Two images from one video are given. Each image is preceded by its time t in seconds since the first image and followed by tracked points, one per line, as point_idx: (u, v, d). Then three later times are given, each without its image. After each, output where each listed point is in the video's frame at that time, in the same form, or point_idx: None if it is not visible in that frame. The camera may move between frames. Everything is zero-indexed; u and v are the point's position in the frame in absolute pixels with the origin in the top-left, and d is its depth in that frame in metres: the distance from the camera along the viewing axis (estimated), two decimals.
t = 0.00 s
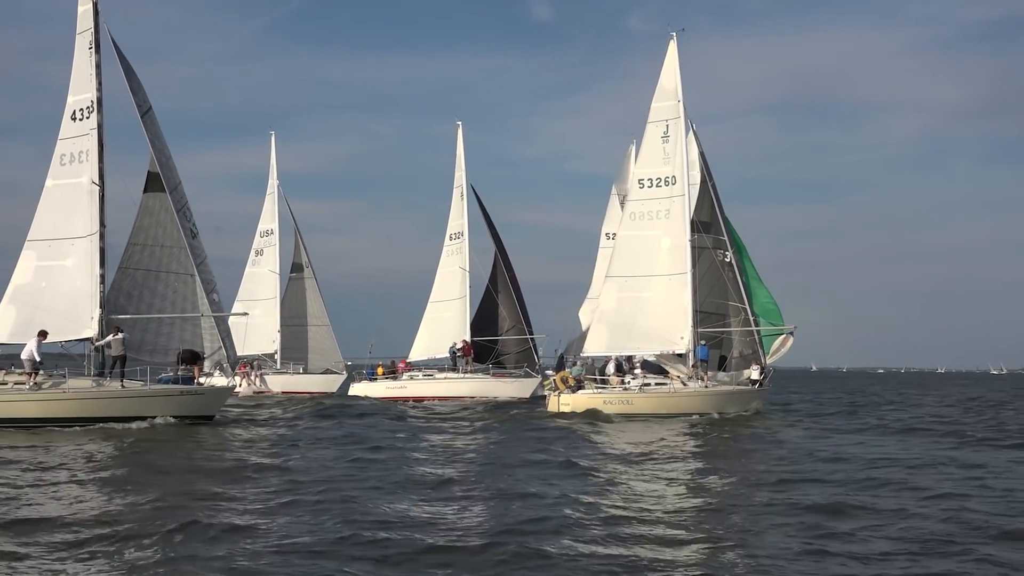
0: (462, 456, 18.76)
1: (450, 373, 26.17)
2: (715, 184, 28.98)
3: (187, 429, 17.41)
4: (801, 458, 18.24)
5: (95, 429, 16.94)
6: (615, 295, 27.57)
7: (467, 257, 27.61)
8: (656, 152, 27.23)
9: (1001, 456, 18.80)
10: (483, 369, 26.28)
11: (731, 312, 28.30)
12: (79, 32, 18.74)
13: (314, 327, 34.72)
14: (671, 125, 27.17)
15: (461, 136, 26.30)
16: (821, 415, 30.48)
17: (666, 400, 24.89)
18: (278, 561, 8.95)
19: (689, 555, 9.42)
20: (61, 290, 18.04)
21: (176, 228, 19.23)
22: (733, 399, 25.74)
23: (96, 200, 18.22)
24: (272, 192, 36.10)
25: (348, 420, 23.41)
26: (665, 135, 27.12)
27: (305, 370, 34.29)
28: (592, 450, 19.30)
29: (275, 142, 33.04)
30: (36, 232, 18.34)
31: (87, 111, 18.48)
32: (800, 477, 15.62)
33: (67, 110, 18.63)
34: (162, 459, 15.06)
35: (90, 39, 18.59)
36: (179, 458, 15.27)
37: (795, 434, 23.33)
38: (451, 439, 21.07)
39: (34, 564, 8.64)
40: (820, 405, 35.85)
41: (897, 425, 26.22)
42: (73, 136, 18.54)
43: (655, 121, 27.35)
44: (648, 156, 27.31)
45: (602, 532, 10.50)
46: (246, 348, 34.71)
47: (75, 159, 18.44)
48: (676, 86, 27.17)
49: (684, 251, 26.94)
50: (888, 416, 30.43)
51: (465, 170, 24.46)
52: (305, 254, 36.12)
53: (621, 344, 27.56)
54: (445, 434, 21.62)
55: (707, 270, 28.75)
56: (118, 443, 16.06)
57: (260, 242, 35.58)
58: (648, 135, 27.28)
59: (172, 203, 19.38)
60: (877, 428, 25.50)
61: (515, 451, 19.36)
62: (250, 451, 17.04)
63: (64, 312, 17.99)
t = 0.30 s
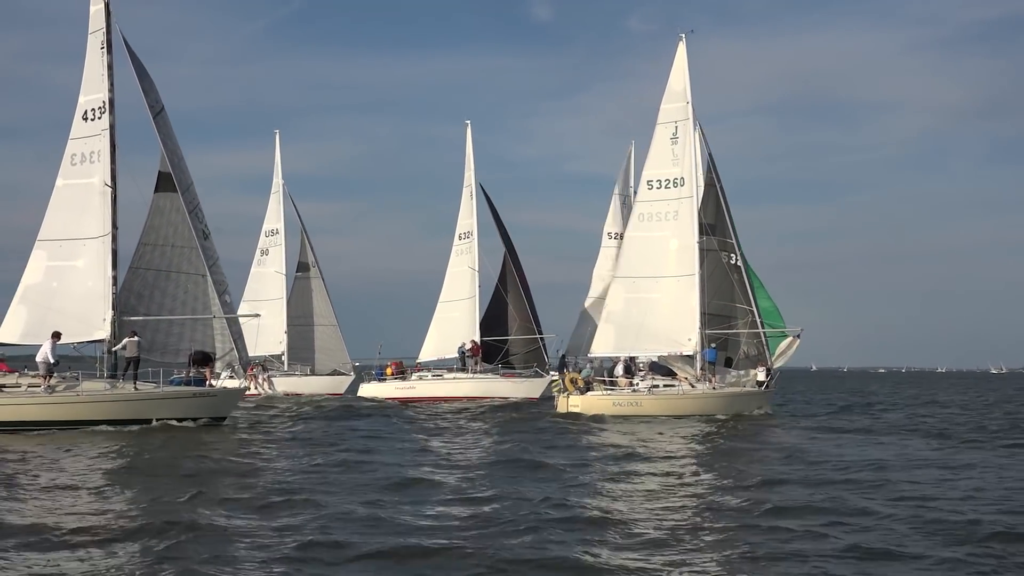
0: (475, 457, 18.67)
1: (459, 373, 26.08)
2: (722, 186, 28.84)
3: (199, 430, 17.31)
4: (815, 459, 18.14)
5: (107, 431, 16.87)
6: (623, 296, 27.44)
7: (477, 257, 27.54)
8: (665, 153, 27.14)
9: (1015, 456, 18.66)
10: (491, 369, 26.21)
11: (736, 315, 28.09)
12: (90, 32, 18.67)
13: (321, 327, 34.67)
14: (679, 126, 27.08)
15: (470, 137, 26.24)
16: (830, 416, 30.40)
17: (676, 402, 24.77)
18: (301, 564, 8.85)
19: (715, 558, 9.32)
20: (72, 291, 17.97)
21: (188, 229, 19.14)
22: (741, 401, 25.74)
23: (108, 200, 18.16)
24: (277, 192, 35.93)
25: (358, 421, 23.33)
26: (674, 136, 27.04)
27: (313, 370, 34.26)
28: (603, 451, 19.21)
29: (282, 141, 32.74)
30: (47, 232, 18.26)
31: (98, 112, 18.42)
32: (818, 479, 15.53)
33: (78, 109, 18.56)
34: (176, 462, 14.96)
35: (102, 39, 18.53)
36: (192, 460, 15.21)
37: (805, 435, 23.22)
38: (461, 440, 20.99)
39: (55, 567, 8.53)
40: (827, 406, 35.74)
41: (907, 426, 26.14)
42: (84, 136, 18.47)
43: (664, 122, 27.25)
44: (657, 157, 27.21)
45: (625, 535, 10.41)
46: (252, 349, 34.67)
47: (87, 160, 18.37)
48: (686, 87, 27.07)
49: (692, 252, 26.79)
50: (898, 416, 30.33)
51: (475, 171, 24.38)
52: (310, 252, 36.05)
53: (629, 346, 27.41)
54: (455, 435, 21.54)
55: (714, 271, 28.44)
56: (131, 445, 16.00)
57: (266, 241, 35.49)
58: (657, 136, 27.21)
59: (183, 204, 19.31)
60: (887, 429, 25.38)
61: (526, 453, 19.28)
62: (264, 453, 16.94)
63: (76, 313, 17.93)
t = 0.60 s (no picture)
0: (489, 458, 18.69)
1: (471, 375, 26.10)
2: (731, 189, 28.75)
3: (215, 430, 17.36)
4: (828, 464, 18.08)
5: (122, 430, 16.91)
6: (632, 299, 27.37)
7: (491, 258, 27.56)
8: (674, 156, 27.12)
9: None
10: (503, 372, 26.23)
11: (744, 321, 27.76)
12: (107, 30, 18.75)
13: (331, 327, 34.70)
14: (689, 129, 27.04)
15: (484, 138, 26.28)
16: (841, 420, 30.35)
17: (685, 406, 24.56)
18: (324, 566, 8.88)
19: (736, 561, 9.35)
20: (88, 290, 18.03)
21: (203, 227, 19.24)
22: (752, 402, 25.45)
23: (124, 199, 18.22)
24: (287, 191, 35.94)
25: (368, 422, 23.33)
26: (683, 138, 27.02)
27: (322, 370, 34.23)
28: (615, 453, 19.19)
29: (290, 139, 32.76)
30: (62, 230, 18.30)
31: (115, 110, 18.49)
32: (833, 482, 15.53)
33: (94, 107, 18.63)
34: (193, 462, 15.00)
35: (119, 38, 18.61)
36: (206, 461, 15.23)
37: (816, 438, 23.16)
38: (472, 441, 20.98)
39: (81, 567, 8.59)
40: (837, 410, 35.66)
41: (919, 430, 26.09)
42: (100, 134, 18.54)
43: (674, 125, 27.22)
44: (666, 160, 27.18)
45: (646, 538, 10.43)
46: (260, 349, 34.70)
47: (102, 158, 18.44)
48: (695, 90, 27.04)
49: (701, 254, 26.71)
50: (908, 420, 30.27)
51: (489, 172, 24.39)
52: (319, 251, 36.09)
53: (637, 348, 27.32)
54: (465, 437, 21.54)
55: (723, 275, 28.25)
56: (144, 445, 16.02)
57: (275, 240, 35.48)
58: (667, 139, 27.18)
59: (198, 202, 19.40)
60: (898, 432, 25.30)
61: (538, 454, 19.26)
62: (279, 454, 16.98)
63: (91, 312, 17.99)
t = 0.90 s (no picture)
0: (509, 468, 18.60)
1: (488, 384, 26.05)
2: (744, 196, 28.42)
3: (234, 440, 17.36)
4: (851, 473, 17.91)
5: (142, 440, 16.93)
6: (645, 306, 27.14)
7: (508, 267, 27.52)
8: (686, 163, 26.95)
9: None
10: (521, 381, 26.16)
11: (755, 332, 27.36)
12: (125, 40, 18.82)
13: (344, 335, 34.69)
14: (700, 135, 26.85)
15: (500, 146, 26.29)
16: (860, 428, 30.07)
17: (703, 414, 23.87)
18: None
19: (764, 570, 9.27)
20: (106, 300, 18.07)
21: (223, 236, 19.36)
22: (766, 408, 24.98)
23: (142, 209, 18.24)
24: (300, 198, 35.96)
25: (386, 431, 23.29)
26: (694, 145, 26.85)
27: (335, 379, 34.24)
28: (636, 463, 19.08)
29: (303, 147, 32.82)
30: (81, 240, 18.35)
31: (133, 119, 18.55)
32: (857, 491, 15.40)
33: (112, 117, 18.69)
34: (214, 472, 15.01)
35: (137, 47, 18.67)
36: (227, 471, 15.22)
37: (836, 447, 22.97)
38: (490, 450, 20.90)
39: None
40: (856, 417, 35.30)
41: (940, 438, 25.82)
42: (118, 143, 18.60)
43: (684, 132, 27.09)
44: (677, 167, 27.00)
45: (671, 547, 10.35)
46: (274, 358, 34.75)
47: (121, 167, 18.50)
48: (706, 96, 26.87)
49: (713, 261, 26.41)
50: (929, 427, 29.96)
51: (504, 179, 24.32)
52: (333, 259, 36.13)
53: (651, 355, 27.03)
54: (484, 446, 21.46)
55: (736, 282, 27.89)
56: (165, 455, 16.02)
57: (288, 248, 35.56)
58: (677, 146, 27.03)
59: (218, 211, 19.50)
60: (920, 440, 25.05)
61: (558, 463, 19.16)
62: (300, 464, 16.96)
63: (110, 321, 18.04)
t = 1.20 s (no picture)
0: (524, 470, 18.56)
1: (503, 387, 26.04)
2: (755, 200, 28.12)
3: (250, 444, 17.36)
4: (868, 476, 17.78)
5: (156, 443, 16.94)
6: (655, 308, 26.83)
7: (520, 269, 27.57)
8: (694, 165, 26.52)
9: None
10: (535, 386, 26.12)
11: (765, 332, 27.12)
12: (139, 43, 18.88)
13: (355, 338, 34.68)
14: (710, 138, 26.39)
15: (512, 149, 26.23)
16: (873, 431, 29.92)
17: (715, 415, 23.64)
18: None
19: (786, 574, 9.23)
20: (121, 303, 18.10)
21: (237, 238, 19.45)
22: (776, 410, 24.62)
23: (157, 213, 18.28)
24: (310, 201, 35.98)
25: (399, 434, 23.24)
26: (703, 148, 26.42)
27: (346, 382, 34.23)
28: (651, 465, 18.99)
29: (314, 150, 32.87)
30: (95, 243, 18.40)
31: (147, 123, 18.59)
32: (875, 494, 15.33)
33: (126, 120, 18.73)
34: (231, 475, 15.03)
35: (151, 50, 18.72)
36: (243, 474, 15.21)
37: (851, 450, 22.82)
38: (504, 453, 20.84)
39: None
40: (868, 420, 35.13)
41: (955, 441, 25.67)
42: (132, 147, 18.64)
43: (693, 135, 26.62)
44: (686, 170, 26.61)
45: (692, 551, 10.29)
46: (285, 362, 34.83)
47: (135, 171, 18.54)
48: (716, 99, 26.42)
49: (723, 264, 26.07)
50: (942, 431, 29.79)
51: (515, 182, 24.29)
52: (344, 261, 36.15)
53: (661, 358, 26.73)
54: (497, 449, 21.40)
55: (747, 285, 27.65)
56: (180, 458, 16.03)
57: (299, 250, 35.61)
58: (686, 149, 26.60)
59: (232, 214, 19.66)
60: (935, 443, 24.83)
61: (573, 466, 19.09)
62: (315, 468, 16.94)
63: (125, 325, 18.06)
